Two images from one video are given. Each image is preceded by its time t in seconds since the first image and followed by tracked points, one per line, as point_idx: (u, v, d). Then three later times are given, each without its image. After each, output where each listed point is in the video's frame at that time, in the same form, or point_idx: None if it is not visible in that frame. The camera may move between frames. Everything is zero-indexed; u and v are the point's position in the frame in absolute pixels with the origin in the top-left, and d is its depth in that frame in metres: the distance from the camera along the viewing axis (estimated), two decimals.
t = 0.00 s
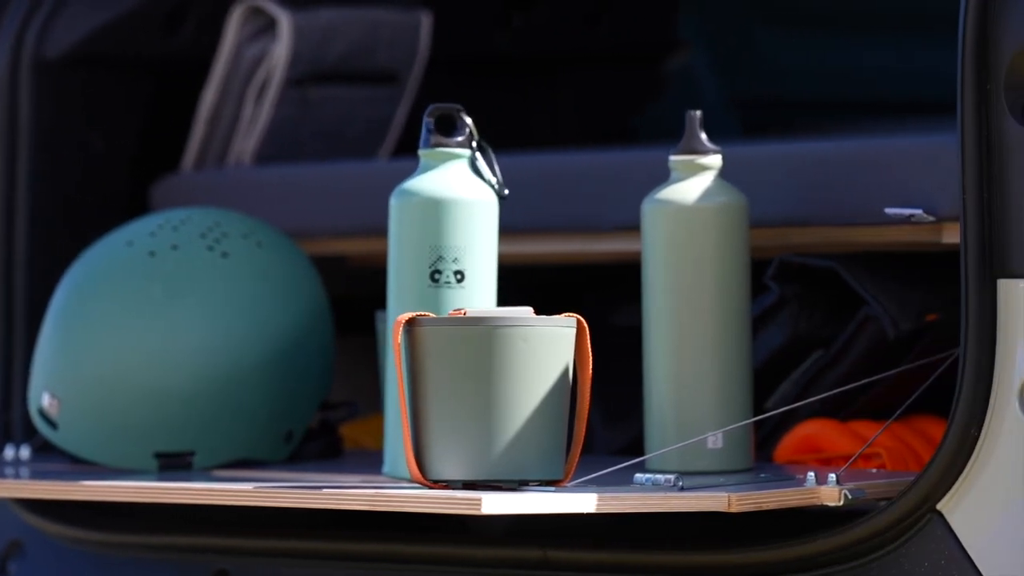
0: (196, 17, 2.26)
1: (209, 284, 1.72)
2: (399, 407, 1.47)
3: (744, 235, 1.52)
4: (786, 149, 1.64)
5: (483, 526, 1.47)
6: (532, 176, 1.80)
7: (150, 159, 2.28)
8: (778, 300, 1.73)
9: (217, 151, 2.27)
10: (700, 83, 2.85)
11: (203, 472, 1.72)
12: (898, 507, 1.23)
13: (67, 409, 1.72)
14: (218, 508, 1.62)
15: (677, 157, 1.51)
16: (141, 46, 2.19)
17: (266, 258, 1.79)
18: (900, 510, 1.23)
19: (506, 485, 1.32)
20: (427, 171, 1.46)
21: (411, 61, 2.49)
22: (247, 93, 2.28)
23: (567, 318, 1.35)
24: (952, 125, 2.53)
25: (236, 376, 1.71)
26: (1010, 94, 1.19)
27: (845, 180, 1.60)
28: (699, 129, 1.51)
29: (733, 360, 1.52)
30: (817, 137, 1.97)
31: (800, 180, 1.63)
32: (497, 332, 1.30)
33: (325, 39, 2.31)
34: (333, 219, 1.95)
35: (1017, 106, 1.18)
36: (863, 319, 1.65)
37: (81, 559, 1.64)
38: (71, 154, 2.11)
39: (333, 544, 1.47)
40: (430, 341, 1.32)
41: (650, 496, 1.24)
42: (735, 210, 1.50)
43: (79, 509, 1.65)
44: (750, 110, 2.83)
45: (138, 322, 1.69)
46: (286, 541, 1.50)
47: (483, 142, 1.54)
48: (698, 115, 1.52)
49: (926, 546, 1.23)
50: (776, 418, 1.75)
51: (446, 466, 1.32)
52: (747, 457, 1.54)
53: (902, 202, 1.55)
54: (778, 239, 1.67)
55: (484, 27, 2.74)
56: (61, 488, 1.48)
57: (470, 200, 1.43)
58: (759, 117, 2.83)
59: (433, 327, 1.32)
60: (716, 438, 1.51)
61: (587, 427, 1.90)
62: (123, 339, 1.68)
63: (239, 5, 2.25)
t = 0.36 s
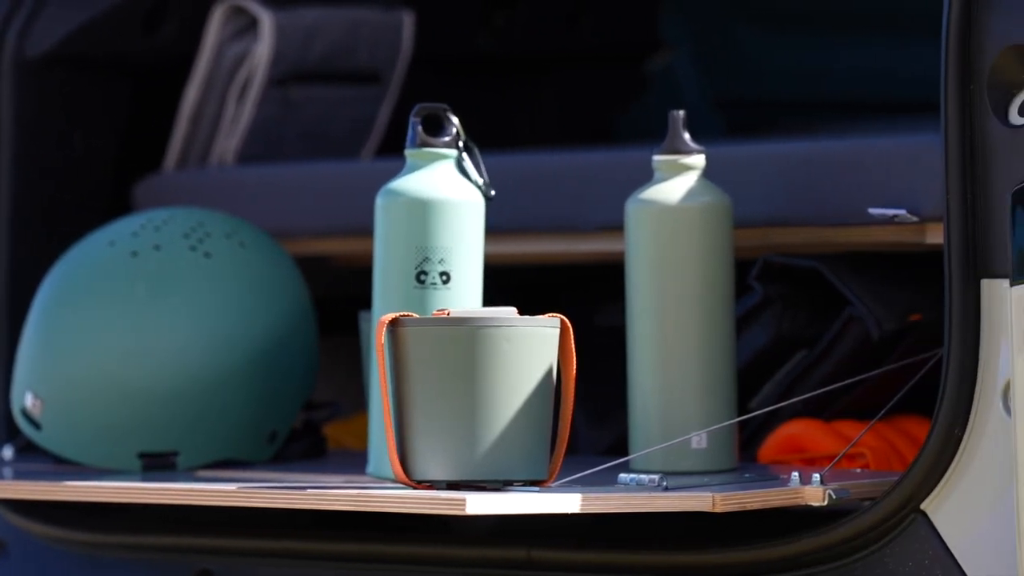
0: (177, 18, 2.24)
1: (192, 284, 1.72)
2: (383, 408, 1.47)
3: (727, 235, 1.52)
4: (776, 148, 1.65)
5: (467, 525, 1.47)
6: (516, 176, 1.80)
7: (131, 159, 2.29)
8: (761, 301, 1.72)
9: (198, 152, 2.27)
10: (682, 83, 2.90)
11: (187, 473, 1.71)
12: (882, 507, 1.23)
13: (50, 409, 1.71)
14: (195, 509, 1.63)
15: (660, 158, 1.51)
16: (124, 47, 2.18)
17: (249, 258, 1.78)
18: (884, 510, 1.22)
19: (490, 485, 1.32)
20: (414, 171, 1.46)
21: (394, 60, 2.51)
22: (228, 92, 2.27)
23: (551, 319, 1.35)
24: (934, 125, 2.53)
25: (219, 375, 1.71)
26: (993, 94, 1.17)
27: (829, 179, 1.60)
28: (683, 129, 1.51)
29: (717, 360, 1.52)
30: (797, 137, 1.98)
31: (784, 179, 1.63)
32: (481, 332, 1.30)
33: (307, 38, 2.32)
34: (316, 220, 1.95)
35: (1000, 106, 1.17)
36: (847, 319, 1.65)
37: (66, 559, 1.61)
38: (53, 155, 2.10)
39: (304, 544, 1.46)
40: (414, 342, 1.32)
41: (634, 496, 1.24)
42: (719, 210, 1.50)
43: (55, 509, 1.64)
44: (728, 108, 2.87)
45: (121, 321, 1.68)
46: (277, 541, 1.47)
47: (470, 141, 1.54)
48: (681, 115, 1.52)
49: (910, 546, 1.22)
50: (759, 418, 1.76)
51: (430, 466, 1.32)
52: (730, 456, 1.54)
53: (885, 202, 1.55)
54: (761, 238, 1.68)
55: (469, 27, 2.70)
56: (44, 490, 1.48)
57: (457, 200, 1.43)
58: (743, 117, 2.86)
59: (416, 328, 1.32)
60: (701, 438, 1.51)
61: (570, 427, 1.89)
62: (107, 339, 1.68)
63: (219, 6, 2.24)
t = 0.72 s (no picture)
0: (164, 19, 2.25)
1: (177, 285, 1.72)
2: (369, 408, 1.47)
3: (713, 235, 1.52)
4: (763, 149, 1.65)
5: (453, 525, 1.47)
6: (502, 176, 1.80)
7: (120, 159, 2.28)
8: (748, 301, 1.73)
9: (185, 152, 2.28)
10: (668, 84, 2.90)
11: (172, 473, 1.71)
12: (866, 507, 1.22)
13: (34, 410, 1.70)
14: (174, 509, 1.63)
15: (645, 158, 1.51)
16: (109, 48, 2.18)
17: (234, 258, 1.78)
18: (869, 510, 1.22)
19: (476, 485, 1.32)
20: (399, 172, 1.45)
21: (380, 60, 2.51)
22: (213, 93, 2.28)
23: (537, 319, 1.35)
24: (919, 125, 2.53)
25: (204, 376, 1.70)
26: (978, 95, 1.16)
27: (815, 179, 1.60)
28: (668, 129, 1.52)
29: (703, 359, 1.52)
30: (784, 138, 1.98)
31: (769, 179, 1.63)
32: (467, 333, 1.30)
33: (292, 38, 2.32)
34: (302, 220, 1.95)
35: (985, 107, 1.15)
36: (832, 320, 1.65)
37: (48, 559, 1.60)
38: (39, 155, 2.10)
39: (288, 545, 1.45)
40: (400, 342, 1.32)
41: (620, 496, 1.24)
42: (704, 210, 1.50)
43: (39, 510, 1.62)
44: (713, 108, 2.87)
45: (107, 322, 1.67)
46: (266, 542, 1.47)
47: (454, 140, 1.54)
48: (667, 116, 1.53)
49: (895, 545, 1.22)
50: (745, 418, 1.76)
51: (416, 466, 1.32)
52: (716, 456, 1.54)
53: (870, 202, 1.56)
54: (746, 238, 1.68)
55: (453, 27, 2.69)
56: (28, 490, 1.47)
57: (441, 200, 1.43)
58: (728, 117, 2.86)
59: (402, 328, 1.31)
60: (686, 438, 1.51)
61: (556, 427, 1.89)
62: (91, 340, 1.67)
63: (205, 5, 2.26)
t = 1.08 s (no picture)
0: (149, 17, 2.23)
1: (162, 286, 1.71)
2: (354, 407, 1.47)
3: (698, 235, 1.52)
4: (749, 149, 1.65)
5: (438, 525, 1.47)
6: (487, 176, 1.80)
7: (101, 158, 2.29)
8: (732, 301, 1.74)
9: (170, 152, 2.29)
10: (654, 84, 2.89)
11: (157, 473, 1.71)
12: (852, 507, 1.22)
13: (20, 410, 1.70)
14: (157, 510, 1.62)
15: (631, 158, 1.51)
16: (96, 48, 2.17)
17: (220, 259, 1.78)
18: (854, 510, 1.22)
19: (461, 485, 1.32)
20: (387, 171, 1.45)
21: (365, 59, 2.50)
22: (198, 92, 2.29)
23: (522, 319, 1.35)
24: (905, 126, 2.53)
25: (189, 376, 1.70)
26: (963, 96, 1.16)
27: (800, 179, 1.60)
28: (653, 130, 1.52)
29: (689, 359, 1.52)
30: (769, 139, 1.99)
31: (754, 178, 1.64)
32: (452, 333, 1.30)
33: (278, 38, 2.32)
34: (287, 219, 1.94)
35: (970, 107, 1.15)
36: (816, 321, 1.66)
37: (36, 559, 1.57)
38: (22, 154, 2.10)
39: (279, 545, 1.43)
40: (385, 342, 1.31)
41: (605, 496, 1.24)
42: (690, 210, 1.50)
43: (28, 510, 1.59)
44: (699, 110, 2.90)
45: (92, 321, 1.67)
46: (262, 543, 1.45)
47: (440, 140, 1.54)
48: (652, 115, 1.52)
49: (880, 545, 1.22)
50: (730, 418, 1.76)
51: (402, 466, 1.32)
52: (701, 456, 1.54)
53: (855, 202, 1.56)
54: (730, 238, 1.69)
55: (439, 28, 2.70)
56: (13, 491, 1.47)
57: (429, 201, 1.42)
58: (715, 117, 2.89)
59: (387, 328, 1.31)
60: (672, 438, 1.51)
61: (542, 427, 1.89)
62: (75, 341, 1.66)
63: (190, 5, 2.24)
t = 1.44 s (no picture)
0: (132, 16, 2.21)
1: (147, 286, 1.71)
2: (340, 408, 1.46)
3: (683, 235, 1.52)
4: (734, 149, 1.65)
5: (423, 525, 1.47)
6: (473, 176, 1.80)
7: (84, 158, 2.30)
8: (716, 301, 1.74)
9: (154, 152, 2.29)
10: (638, 84, 2.88)
11: (142, 473, 1.70)
12: (836, 508, 1.22)
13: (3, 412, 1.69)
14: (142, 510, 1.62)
15: (616, 159, 1.51)
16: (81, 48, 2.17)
17: (204, 259, 1.78)
18: (838, 510, 1.22)
19: (446, 485, 1.32)
20: (376, 172, 1.45)
21: (350, 59, 2.50)
22: (183, 92, 2.28)
23: (508, 319, 1.35)
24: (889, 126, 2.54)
25: (174, 376, 1.70)
26: (947, 96, 1.16)
27: (785, 179, 1.60)
28: (639, 130, 1.52)
29: (674, 359, 1.52)
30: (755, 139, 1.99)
31: (740, 178, 1.64)
32: (438, 333, 1.30)
33: (261, 38, 2.31)
34: (272, 220, 1.94)
35: (955, 108, 1.15)
36: (801, 320, 1.66)
37: (19, 559, 1.56)
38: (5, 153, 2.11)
39: (260, 545, 1.43)
40: (370, 342, 1.31)
41: (590, 496, 1.24)
42: (675, 210, 1.51)
43: (8, 511, 1.58)
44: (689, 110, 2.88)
45: (77, 321, 1.66)
46: (247, 543, 1.44)
47: (431, 140, 1.53)
48: (637, 116, 1.53)
49: (865, 545, 1.22)
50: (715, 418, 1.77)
51: (387, 466, 1.31)
52: (686, 456, 1.55)
53: (840, 202, 1.56)
54: (716, 238, 1.69)
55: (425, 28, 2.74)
56: None
57: (419, 203, 1.42)
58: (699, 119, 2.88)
59: (373, 328, 1.31)
60: (657, 438, 1.51)
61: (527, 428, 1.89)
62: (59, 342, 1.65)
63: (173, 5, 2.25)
